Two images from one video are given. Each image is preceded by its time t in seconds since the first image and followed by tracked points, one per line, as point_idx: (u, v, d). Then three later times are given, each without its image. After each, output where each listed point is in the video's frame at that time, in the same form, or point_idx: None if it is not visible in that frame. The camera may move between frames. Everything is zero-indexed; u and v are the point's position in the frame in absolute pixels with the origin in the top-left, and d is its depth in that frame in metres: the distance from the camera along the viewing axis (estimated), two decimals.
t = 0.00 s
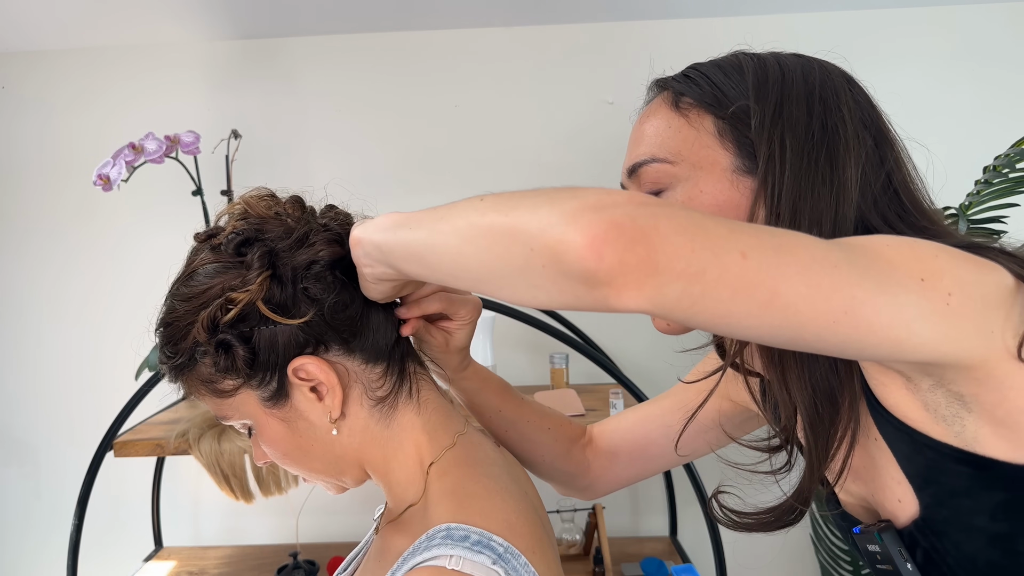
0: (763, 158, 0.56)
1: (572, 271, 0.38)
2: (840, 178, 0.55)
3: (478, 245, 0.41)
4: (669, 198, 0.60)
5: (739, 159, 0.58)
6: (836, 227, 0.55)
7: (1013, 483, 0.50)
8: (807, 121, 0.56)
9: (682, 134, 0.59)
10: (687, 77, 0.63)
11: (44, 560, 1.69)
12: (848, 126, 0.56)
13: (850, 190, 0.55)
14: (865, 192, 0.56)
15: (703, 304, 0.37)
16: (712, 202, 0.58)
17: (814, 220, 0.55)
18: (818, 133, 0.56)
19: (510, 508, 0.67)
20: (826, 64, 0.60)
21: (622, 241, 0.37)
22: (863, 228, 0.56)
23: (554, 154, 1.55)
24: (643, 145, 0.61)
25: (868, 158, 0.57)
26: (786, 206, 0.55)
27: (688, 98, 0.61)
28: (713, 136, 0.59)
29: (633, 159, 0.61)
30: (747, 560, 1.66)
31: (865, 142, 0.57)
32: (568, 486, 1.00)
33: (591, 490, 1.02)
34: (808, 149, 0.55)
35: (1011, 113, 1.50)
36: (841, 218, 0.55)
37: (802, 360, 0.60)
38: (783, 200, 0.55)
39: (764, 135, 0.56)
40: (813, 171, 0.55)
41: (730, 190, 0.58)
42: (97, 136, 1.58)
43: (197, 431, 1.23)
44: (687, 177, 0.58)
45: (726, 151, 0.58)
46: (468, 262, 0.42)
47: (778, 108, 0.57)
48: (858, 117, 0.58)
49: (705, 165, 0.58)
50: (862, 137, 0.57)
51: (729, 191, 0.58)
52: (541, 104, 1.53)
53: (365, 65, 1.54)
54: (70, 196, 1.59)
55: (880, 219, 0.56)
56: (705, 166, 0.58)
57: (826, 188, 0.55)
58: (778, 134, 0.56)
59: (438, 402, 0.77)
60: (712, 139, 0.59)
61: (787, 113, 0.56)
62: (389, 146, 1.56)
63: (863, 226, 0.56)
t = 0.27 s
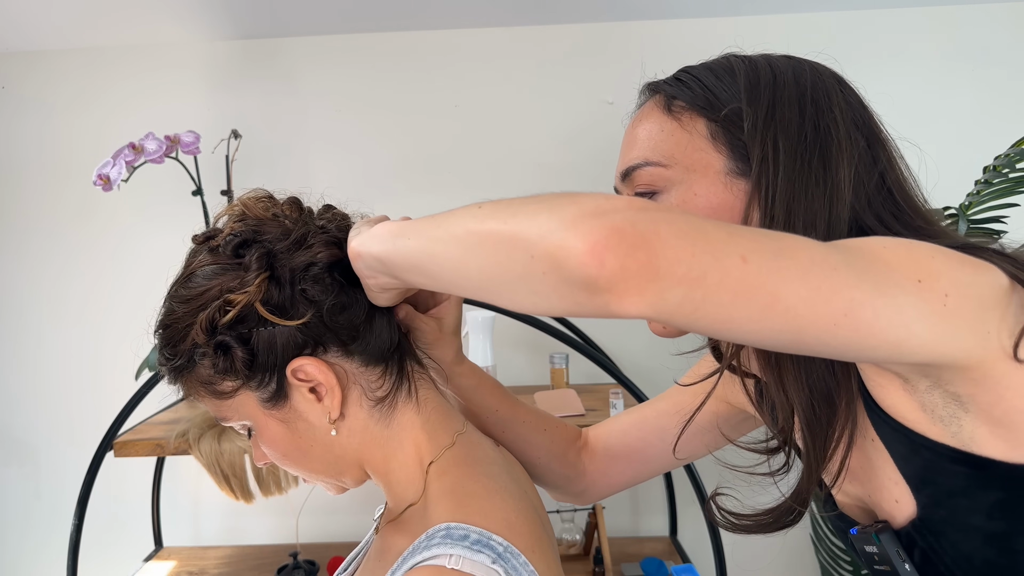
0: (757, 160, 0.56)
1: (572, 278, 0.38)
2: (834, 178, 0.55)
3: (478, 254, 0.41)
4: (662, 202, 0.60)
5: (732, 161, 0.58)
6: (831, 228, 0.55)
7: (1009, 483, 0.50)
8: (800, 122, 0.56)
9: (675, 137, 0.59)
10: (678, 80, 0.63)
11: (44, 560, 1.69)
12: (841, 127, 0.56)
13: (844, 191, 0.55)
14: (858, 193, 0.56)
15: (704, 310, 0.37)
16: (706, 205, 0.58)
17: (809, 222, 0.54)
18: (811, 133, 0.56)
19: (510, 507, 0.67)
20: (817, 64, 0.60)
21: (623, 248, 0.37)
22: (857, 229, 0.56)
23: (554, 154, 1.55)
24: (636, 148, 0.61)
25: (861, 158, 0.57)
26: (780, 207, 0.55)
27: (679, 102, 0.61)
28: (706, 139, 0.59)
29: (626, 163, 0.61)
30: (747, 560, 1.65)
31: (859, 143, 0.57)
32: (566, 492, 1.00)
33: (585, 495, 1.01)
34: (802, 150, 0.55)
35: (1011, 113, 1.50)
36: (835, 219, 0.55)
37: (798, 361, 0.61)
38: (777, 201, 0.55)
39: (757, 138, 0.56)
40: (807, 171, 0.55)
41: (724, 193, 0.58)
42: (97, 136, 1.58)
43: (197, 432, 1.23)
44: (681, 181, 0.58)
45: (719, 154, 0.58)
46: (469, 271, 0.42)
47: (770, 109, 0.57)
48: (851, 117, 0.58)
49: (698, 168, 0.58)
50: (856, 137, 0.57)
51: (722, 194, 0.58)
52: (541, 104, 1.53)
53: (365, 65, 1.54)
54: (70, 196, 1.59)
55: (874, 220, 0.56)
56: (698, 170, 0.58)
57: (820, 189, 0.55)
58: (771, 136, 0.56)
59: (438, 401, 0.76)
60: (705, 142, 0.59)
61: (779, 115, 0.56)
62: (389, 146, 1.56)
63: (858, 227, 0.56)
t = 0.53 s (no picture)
0: (755, 159, 0.56)
1: (576, 285, 0.38)
2: (832, 177, 0.55)
3: (477, 261, 0.41)
4: (662, 202, 0.60)
5: (730, 160, 0.58)
6: (828, 228, 0.55)
7: (1006, 481, 0.50)
8: (798, 120, 0.56)
9: (673, 136, 0.59)
10: (676, 78, 0.63)
11: (44, 560, 1.69)
12: (839, 124, 0.56)
13: (842, 189, 0.55)
14: (857, 190, 0.56)
15: (707, 315, 0.37)
16: (705, 204, 0.57)
17: (807, 222, 0.54)
18: (809, 131, 0.56)
19: (507, 507, 0.66)
20: (815, 61, 0.60)
21: (627, 255, 0.37)
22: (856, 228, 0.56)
23: (553, 153, 1.54)
24: (635, 148, 0.61)
25: (859, 155, 0.57)
26: (779, 206, 0.55)
27: (677, 100, 0.61)
28: (704, 137, 0.58)
29: (625, 162, 0.61)
30: (748, 560, 1.65)
31: (857, 140, 0.57)
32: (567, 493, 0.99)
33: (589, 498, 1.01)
34: (800, 148, 0.55)
35: (1011, 112, 1.49)
36: (833, 219, 0.55)
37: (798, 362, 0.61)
38: (775, 201, 0.55)
39: (755, 136, 0.56)
40: (805, 170, 0.55)
41: (723, 193, 0.58)
42: (97, 136, 1.58)
43: (196, 432, 1.23)
44: (680, 180, 0.58)
45: (718, 153, 0.58)
46: (469, 278, 0.42)
47: (768, 108, 0.56)
48: (848, 114, 0.57)
49: (697, 167, 0.58)
50: (854, 134, 0.57)
51: (721, 193, 0.58)
52: (541, 103, 1.53)
53: (364, 65, 1.54)
54: (70, 196, 1.59)
55: (873, 218, 0.56)
56: (697, 169, 0.58)
57: (818, 187, 0.55)
58: (769, 135, 0.56)
59: (434, 402, 0.76)
60: (704, 141, 0.58)
61: (777, 114, 0.56)
62: (389, 145, 1.56)
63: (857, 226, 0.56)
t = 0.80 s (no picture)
0: (757, 158, 0.56)
1: (578, 290, 0.38)
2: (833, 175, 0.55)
3: (479, 266, 0.41)
4: (662, 201, 0.59)
5: (731, 159, 0.58)
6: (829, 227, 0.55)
7: (1007, 478, 0.50)
8: (799, 119, 0.56)
9: (675, 135, 0.59)
10: (678, 77, 0.63)
11: (44, 560, 1.69)
12: (840, 122, 0.56)
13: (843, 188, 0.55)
14: (859, 189, 0.56)
15: (710, 318, 0.37)
16: (706, 204, 0.57)
17: (807, 220, 0.54)
18: (810, 129, 0.56)
19: (510, 507, 0.66)
20: (816, 60, 0.60)
21: (630, 259, 0.37)
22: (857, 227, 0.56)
23: (554, 153, 1.54)
24: (637, 146, 0.61)
25: (860, 153, 0.57)
26: (780, 205, 0.55)
27: (678, 100, 0.61)
28: (705, 136, 0.58)
29: (627, 162, 0.61)
30: (748, 560, 1.65)
31: (858, 137, 0.57)
32: (566, 491, 0.99)
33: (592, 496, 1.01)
34: (800, 147, 0.55)
35: (1011, 112, 1.49)
36: (834, 217, 0.55)
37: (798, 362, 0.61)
38: (777, 200, 0.55)
39: (756, 135, 0.56)
40: (805, 169, 0.55)
41: (725, 192, 0.57)
42: (96, 136, 1.58)
43: (196, 431, 1.23)
44: (681, 179, 0.58)
45: (720, 152, 0.58)
46: (471, 281, 0.42)
47: (769, 106, 0.56)
48: (849, 112, 0.57)
49: (698, 167, 0.58)
50: (855, 132, 0.57)
51: (723, 192, 0.57)
52: (541, 103, 1.53)
53: (364, 65, 1.54)
54: (70, 196, 1.58)
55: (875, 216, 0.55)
56: (698, 168, 0.58)
57: (819, 186, 0.55)
58: (770, 134, 0.56)
59: (437, 402, 0.76)
60: (705, 140, 0.58)
61: (778, 112, 0.56)
62: (389, 145, 1.56)
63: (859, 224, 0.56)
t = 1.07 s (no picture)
0: (772, 144, 0.55)
1: (641, 311, 0.38)
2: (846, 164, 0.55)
3: (541, 271, 0.42)
4: (676, 185, 0.60)
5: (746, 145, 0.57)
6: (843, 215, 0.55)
7: (1009, 472, 0.49)
8: (815, 106, 0.55)
9: (691, 120, 0.59)
10: (694, 62, 0.62)
11: (44, 560, 1.69)
12: (853, 112, 0.56)
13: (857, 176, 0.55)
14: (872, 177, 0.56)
15: (774, 341, 0.37)
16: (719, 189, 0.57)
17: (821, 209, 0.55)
18: (825, 118, 0.55)
19: (511, 509, 0.67)
20: (833, 46, 0.59)
21: (696, 281, 0.37)
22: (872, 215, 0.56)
23: (554, 153, 1.54)
24: (651, 131, 0.61)
25: (874, 143, 0.56)
26: (795, 192, 0.55)
27: (697, 83, 0.60)
28: (721, 121, 0.58)
29: (642, 146, 0.61)
30: (748, 560, 1.65)
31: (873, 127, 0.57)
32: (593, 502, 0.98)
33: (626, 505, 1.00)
34: (815, 134, 0.55)
35: (1011, 112, 1.49)
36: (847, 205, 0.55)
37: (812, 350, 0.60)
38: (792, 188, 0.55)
39: (772, 122, 0.55)
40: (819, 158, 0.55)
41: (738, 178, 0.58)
42: (96, 136, 1.58)
43: (196, 431, 1.24)
44: (695, 165, 0.58)
45: (734, 138, 0.58)
46: (530, 286, 0.43)
47: (787, 92, 0.56)
48: (864, 100, 0.57)
49: (713, 152, 0.58)
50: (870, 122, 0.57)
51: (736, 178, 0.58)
52: (541, 103, 1.53)
53: (364, 65, 1.54)
54: (70, 196, 1.58)
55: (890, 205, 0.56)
56: (713, 153, 0.58)
57: (831, 175, 0.55)
58: (787, 119, 0.55)
59: (438, 404, 0.76)
60: (720, 125, 0.58)
61: (794, 99, 0.56)
62: (389, 145, 1.56)
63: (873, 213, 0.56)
